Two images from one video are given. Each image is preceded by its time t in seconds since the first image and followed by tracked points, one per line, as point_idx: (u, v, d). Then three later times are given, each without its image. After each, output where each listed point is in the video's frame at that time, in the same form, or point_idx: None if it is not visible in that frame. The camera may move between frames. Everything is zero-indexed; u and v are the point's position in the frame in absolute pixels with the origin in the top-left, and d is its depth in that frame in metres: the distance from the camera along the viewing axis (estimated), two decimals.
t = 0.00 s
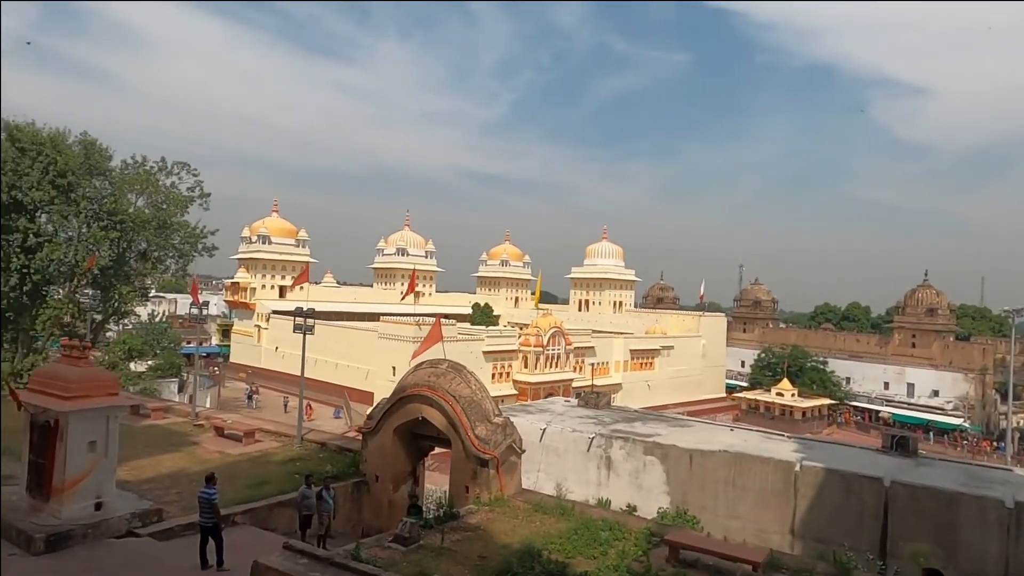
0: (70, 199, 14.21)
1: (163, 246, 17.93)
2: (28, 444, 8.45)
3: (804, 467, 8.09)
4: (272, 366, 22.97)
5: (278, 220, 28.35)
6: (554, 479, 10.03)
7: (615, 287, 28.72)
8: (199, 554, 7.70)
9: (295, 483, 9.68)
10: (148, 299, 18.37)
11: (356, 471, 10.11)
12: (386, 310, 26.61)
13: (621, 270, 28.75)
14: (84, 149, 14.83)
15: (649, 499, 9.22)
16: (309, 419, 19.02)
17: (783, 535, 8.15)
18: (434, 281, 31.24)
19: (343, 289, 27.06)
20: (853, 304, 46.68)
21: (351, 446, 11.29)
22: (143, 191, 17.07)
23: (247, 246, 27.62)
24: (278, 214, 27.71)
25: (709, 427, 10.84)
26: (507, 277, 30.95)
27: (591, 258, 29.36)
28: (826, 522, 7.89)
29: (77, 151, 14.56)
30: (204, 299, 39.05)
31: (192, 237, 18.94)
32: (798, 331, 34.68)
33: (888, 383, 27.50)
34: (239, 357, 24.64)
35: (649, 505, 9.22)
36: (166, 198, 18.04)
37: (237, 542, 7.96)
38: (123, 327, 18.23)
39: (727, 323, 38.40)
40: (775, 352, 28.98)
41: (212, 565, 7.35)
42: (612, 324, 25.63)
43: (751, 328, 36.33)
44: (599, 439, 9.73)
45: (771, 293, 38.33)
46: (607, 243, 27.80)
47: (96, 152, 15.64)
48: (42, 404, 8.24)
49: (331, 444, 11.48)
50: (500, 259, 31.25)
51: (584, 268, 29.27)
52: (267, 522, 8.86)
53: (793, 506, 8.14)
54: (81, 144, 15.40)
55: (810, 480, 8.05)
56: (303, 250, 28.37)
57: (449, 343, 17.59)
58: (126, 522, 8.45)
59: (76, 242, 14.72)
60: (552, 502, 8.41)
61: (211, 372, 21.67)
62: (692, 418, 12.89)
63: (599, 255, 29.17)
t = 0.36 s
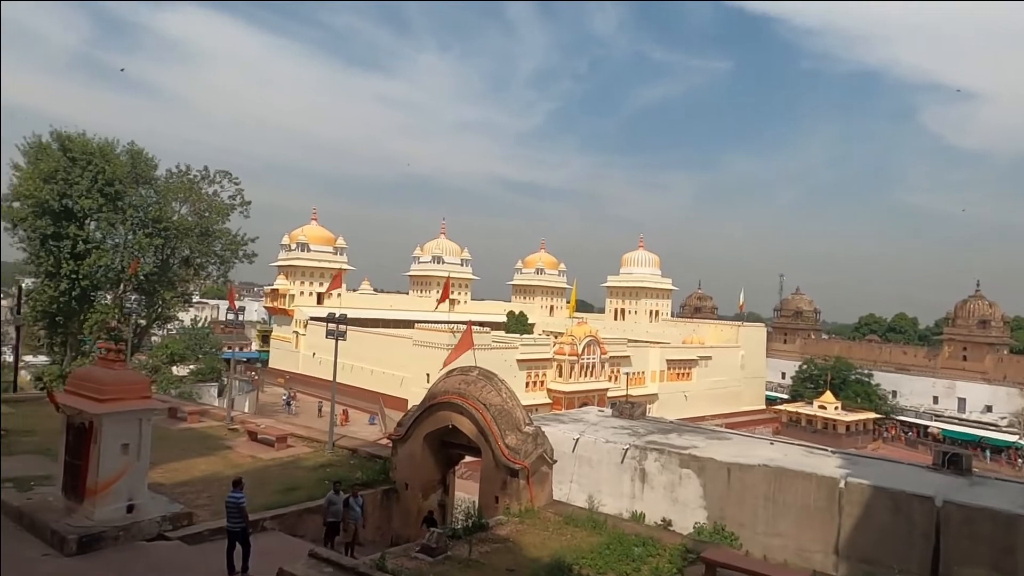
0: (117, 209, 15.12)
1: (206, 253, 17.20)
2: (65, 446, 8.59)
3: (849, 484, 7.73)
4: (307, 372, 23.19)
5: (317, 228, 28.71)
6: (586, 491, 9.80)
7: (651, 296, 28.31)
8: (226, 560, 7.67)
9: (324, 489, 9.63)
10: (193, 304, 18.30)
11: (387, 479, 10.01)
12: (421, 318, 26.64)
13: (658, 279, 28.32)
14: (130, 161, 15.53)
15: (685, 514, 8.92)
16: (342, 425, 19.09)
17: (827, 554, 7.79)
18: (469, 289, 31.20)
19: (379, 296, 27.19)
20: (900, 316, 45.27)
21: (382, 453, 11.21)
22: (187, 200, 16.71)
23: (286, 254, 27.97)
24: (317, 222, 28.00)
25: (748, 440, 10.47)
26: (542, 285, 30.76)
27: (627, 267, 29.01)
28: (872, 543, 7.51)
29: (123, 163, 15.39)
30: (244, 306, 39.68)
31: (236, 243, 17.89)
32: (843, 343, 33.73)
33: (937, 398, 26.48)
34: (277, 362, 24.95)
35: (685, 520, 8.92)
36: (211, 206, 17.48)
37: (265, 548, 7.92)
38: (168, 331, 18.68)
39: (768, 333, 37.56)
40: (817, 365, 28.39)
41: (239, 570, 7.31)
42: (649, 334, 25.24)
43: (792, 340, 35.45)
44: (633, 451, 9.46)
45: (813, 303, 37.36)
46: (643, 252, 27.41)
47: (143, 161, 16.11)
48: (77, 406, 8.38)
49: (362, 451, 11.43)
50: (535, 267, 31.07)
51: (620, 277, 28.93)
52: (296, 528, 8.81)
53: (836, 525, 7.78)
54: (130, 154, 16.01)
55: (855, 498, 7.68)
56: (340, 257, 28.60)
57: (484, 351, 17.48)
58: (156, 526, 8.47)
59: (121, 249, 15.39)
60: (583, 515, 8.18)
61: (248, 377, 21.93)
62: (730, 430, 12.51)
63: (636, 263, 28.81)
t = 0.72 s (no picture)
0: (176, 205, 15.52)
1: (259, 248, 17.42)
2: (122, 432, 8.84)
3: (912, 484, 7.34)
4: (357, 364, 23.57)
5: (367, 224, 29.07)
6: (633, 486, 9.59)
7: (702, 290, 27.75)
8: (273, 546, 7.76)
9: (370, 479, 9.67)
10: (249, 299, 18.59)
11: (432, 470, 9.99)
12: (468, 312, 26.70)
13: (709, 273, 27.72)
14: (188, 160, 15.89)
15: (737, 512, 8.63)
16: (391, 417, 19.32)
17: (888, 557, 7.41)
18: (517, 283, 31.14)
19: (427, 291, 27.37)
20: (967, 310, 43.30)
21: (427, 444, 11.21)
22: (243, 197, 16.89)
23: (337, 249, 28.41)
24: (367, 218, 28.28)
25: (803, 437, 10.08)
26: (589, 279, 30.49)
27: (676, 260, 28.52)
28: (937, 546, 7.12)
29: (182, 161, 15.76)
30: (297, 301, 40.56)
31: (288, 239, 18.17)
32: (905, 339, 32.42)
33: (1008, 397, 25.17)
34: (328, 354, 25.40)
35: (736, 518, 8.64)
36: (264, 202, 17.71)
37: (312, 535, 7.98)
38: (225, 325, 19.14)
39: (825, 329, 36.41)
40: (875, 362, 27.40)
41: (286, 557, 7.38)
42: (699, 329, 24.77)
43: (849, 335, 34.32)
44: (682, 446, 9.21)
45: (873, 297, 36.02)
46: (693, 245, 26.88)
47: (199, 160, 16.45)
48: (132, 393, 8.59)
49: (408, 443, 11.45)
50: (583, 262, 30.79)
51: (669, 271, 28.44)
52: (342, 517, 8.86)
53: (898, 527, 7.39)
54: (188, 152, 16.32)
55: (918, 498, 7.28)
56: (389, 252, 28.91)
57: (531, 344, 17.35)
58: (207, 511, 8.62)
59: (180, 245, 15.77)
60: (630, 510, 7.99)
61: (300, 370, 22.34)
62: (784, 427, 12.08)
63: (685, 257, 28.29)
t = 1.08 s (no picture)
0: (220, 208, 15.70)
1: (298, 251, 17.51)
2: (158, 426, 9.01)
3: (958, 496, 7.01)
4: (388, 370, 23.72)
5: (404, 227, 29.17)
6: (664, 491, 9.40)
7: (741, 295, 27.21)
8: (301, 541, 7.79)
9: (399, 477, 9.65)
10: (289, 300, 18.73)
11: (460, 470, 9.93)
12: (503, 315, 26.63)
13: (748, 277, 27.14)
14: (232, 164, 16.01)
15: (773, 520, 8.38)
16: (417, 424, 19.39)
17: (932, 571, 7.09)
18: (552, 287, 30.99)
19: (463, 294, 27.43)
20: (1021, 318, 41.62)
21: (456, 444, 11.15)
22: (283, 201, 16.97)
23: (374, 252, 28.65)
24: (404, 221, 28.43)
25: (844, 445, 9.76)
26: (626, 284, 30.16)
27: (715, 265, 28.03)
28: (985, 560, 6.78)
29: (226, 166, 15.89)
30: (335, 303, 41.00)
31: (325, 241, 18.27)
32: (955, 346, 31.23)
33: None
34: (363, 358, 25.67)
35: (772, 526, 8.39)
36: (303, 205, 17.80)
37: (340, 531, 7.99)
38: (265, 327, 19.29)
39: (869, 336, 35.35)
40: (923, 370, 26.48)
41: (312, 552, 7.39)
42: (738, 334, 24.28)
43: (895, 342, 33.26)
44: (716, 451, 8.98)
45: (921, 304, 34.85)
46: (732, 249, 26.39)
47: (242, 163, 16.55)
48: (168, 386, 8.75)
49: (439, 443, 11.40)
50: (619, 265, 30.47)
51: (707, 275, 27.97)
52: (370, 514, 8.87)
53: (943, 540, 7.07)
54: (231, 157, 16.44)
55: (963, 509, 6.97)
56: (426, 255, 29.04)
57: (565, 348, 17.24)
58: (239, 504, 8.69)
59: (222, 246, 15.84)
60: (660, 514, 7.82)
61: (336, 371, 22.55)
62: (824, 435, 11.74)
63: (724, 261, 27.79)
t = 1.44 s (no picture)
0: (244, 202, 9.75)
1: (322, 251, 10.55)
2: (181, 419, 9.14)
3: (990, 498, 6.82)
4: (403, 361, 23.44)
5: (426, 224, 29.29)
6: (683, 488, 9.07)
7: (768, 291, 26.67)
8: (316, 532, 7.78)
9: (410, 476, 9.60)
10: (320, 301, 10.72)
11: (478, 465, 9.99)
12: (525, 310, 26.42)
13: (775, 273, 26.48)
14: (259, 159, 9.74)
15: (797, 519, 8.16)
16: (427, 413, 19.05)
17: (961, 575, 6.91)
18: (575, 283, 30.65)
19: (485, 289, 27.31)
20: None
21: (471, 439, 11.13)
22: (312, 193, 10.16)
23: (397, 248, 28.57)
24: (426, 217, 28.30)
25: (870, 443, 9.52)
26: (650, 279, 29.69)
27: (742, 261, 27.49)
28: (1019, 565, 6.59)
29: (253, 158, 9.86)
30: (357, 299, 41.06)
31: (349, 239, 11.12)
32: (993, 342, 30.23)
33: None
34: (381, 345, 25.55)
35: (795, 525, 8.15)
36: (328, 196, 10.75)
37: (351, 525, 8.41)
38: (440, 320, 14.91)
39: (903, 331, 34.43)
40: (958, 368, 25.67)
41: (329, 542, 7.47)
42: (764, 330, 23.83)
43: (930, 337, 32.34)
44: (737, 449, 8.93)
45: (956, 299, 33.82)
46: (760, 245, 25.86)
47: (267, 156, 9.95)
48: (186, 372, 8.84)
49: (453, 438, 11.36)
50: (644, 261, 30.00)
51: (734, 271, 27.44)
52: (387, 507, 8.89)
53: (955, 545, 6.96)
54: (257, 142, 10.44)
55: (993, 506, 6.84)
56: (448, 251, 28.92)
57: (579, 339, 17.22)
58: (257, 494, 8.60)
59: (247, 246, 9.99)
60: (679, 512, 7.68)
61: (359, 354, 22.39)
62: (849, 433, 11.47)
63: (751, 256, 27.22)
